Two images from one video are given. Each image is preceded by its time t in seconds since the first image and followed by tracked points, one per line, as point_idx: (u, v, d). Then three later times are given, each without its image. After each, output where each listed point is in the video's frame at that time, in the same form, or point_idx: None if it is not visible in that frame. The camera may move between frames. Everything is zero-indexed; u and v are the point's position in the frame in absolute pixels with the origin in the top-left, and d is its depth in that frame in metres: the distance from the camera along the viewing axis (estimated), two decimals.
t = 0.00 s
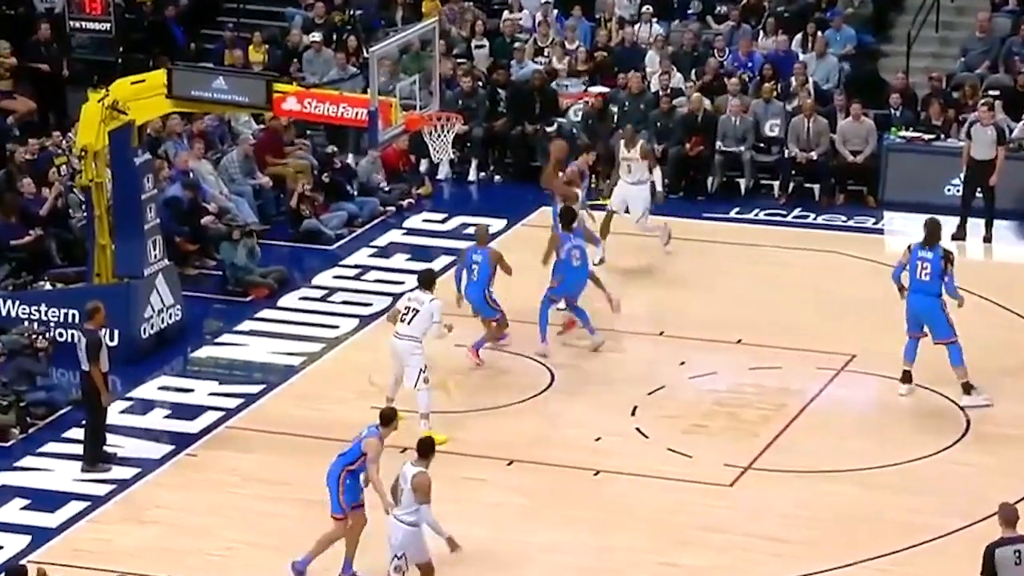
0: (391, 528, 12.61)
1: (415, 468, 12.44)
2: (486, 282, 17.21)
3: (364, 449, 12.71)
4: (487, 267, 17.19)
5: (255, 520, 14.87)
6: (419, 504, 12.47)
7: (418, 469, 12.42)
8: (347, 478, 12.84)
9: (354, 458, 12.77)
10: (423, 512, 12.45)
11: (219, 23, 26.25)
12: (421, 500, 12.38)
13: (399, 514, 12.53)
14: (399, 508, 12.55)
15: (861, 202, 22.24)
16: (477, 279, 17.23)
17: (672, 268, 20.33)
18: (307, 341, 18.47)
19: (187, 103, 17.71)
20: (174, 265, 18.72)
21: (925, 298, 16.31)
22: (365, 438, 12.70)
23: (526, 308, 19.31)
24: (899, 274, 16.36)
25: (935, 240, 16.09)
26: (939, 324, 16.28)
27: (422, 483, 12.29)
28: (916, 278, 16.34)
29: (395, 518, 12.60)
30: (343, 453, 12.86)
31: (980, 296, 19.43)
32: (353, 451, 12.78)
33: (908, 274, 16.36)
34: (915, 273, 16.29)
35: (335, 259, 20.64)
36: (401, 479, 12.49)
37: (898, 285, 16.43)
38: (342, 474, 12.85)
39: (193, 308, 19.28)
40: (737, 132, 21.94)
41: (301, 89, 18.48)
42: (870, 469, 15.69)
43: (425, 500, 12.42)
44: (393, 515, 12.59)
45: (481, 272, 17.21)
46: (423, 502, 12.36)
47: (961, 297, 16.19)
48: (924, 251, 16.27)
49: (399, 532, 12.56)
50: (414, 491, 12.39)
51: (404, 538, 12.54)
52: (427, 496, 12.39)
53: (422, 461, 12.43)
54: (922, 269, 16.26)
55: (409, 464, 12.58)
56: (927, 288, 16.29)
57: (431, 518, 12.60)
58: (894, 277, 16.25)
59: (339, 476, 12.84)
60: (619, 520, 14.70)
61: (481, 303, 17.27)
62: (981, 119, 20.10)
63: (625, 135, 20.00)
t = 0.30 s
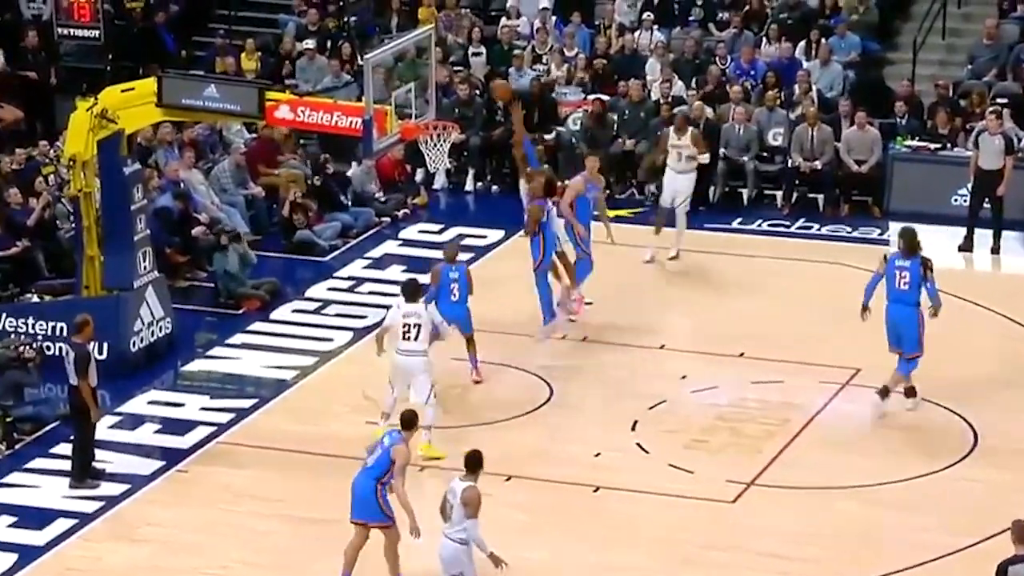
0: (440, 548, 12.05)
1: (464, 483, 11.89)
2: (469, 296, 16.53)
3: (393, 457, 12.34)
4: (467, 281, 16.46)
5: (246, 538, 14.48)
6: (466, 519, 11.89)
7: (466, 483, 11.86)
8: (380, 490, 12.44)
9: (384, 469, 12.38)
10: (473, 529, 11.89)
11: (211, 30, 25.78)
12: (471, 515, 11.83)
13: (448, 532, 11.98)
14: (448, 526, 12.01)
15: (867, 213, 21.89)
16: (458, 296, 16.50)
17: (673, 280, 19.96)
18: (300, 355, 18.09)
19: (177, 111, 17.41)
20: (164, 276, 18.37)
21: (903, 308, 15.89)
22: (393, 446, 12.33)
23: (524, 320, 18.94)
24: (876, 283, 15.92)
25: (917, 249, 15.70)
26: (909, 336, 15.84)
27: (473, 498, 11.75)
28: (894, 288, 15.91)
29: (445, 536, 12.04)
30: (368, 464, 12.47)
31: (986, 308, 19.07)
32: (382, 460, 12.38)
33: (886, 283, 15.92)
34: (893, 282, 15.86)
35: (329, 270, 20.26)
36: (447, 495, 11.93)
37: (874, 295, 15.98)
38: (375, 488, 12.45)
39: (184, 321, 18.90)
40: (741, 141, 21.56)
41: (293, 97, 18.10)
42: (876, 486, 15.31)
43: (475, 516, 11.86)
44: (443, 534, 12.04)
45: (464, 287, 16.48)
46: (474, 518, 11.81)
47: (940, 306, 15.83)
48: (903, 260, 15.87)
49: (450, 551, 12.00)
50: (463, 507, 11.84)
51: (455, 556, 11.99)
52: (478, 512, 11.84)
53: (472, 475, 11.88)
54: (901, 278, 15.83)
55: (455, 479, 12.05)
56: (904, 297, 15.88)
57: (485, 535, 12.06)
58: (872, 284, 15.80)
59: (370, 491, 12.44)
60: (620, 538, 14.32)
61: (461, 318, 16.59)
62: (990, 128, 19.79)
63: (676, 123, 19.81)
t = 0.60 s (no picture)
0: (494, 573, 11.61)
1: (517, 508, 11.41)
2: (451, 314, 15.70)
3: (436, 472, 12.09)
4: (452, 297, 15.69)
5: (237, 561, 14.07)
6: (521, 546, 11.44)
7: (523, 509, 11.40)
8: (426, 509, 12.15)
9: (429, 486, 12.09)
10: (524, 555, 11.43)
11: (202, 41, 25.30)
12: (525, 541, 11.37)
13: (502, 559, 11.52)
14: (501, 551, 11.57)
15: (874, 228, 21.43)
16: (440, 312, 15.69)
17: (676, 296, 19.56)
18: (294, 373, 17.67)
19: (168, 123, 16.99)
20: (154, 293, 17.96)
21: (883, 329, 15.44)
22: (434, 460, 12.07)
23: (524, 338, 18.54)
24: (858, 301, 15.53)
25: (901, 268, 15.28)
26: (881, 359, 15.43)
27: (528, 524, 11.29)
28: (877, 307, 15.49)
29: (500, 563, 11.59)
30: (408, 485, 12.18)
31: (996, 324, 18.66)
32: (424, 479, 12.10)
33: (871, 301, 15.51)
34: (877, 300, 15.46)
35: (325, 286, 19.85)
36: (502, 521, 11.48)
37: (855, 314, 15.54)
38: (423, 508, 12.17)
39: (175, 338, 18.50)
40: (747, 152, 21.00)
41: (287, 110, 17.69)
42: (885, 507, 14.90)
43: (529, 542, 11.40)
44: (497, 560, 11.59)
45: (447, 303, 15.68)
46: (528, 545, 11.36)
47: (927, 332, 15.42)
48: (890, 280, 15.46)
49: None
50: (517, 534, 11.39)
51: None
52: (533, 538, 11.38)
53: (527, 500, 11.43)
54: (886, 297, 15.44)
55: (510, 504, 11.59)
56: (886, 317, 15.42)
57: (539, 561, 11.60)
58: (854, 303, 15.43)
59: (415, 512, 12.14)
60: (622, 560, 13.90)
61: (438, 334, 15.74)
62: (1000, 141, 19.35)
63: (727, 141, 19.69)
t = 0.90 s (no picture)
0: None
1: (584, 517, 11.23)
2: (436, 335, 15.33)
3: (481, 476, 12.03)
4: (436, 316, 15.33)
5: None
6: (590, 556, 11.26)
7: (588, 518, 11.22)
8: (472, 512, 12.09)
9: (474, 490, 12.04)
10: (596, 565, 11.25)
11: (196, 43, 24.86)
12: (595, 551, 11.19)
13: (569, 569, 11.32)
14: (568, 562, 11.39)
15: (883, 233, 21.00)
16: (426, 332, 15.29)
17: (680, 304, 19.15)
18: (289, 384, 17.27)
19: (160, 128, 16.64)
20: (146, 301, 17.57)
21: (877, 337, 14.95)
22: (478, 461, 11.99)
23: (524, 348, 18.13)
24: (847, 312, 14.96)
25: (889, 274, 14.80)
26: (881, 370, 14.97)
27: (598, 534, 11.10)
28: (867, 316, 14.96)
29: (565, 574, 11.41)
30: (450, 490, 12.08)
31: (1006, 333, 18.26)
32: (469, 484, 12.04)
33: (860, 309, 14.97)
34: (868, 309, 14.93)
35: (320, 295, 19.45)
36: (569, 529, 11.29)
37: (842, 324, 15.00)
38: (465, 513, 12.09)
39: (167, 348, 18.10)
40: (752, 157, 20.84)
41: (281, 114, 17.66)
42: (894, 521, 14.49)
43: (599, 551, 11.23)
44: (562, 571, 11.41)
45: (432, 323, 15.31)
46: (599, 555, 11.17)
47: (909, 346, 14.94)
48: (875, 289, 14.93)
49: None
50: (587, 544, 11.20)
51: None
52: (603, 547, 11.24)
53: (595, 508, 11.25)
54: (877, 305, 14.90)
55: (574, 513, 11.42)
56: (878, 325, 14.93)
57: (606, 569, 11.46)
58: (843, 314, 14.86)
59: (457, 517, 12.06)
60: None
61: (419, 357, 15.30)
62: (1012, 145, 18.92)
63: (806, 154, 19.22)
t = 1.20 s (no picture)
0: None
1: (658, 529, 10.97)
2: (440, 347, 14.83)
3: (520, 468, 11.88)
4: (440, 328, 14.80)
5: None
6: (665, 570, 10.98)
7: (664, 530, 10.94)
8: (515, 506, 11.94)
9: (518, 485, 11.90)
10: None
11: (188, 41, 24.52)
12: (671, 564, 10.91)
13: None
14: None
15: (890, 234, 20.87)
16: (431, 345, 14.76)
17: (683, 308, 18.77)
18: (283, 390, 16.89)
19: (151, 127, 16.22)
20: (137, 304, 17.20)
21: (875, 354, 14.49)
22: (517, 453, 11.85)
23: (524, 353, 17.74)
24: (845, 326, 14.50)
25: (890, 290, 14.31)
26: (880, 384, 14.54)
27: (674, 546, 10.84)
28: (865, 331, 14.51)
29: None
30: (495, 487, 11.94)
31: (1017, 337, 17.88)
32: (512, 478, 11.90)
33: (857, 325, 14.52)
34: (866, 324, 14.47)
35: (315, 298, 19.07)
36: (641, 543, 11.03)
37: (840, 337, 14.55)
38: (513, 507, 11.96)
39: (159, 353, 17.72)
40: (756, 159, 20.50)
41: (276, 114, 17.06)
42: (904, 530, 14.10)
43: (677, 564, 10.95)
44: None
45: (437, 335, 14.77)
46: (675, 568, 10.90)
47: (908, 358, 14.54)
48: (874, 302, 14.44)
49: None
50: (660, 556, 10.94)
51: None
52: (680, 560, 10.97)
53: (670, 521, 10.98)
54: (875, 320, 14.47)
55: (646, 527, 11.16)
56: (876, 341, 14.48)
57: None
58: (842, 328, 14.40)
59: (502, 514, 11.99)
60: None
61: (420, 369, 14.76)
62: None
63: (893, 153, 18.69)
